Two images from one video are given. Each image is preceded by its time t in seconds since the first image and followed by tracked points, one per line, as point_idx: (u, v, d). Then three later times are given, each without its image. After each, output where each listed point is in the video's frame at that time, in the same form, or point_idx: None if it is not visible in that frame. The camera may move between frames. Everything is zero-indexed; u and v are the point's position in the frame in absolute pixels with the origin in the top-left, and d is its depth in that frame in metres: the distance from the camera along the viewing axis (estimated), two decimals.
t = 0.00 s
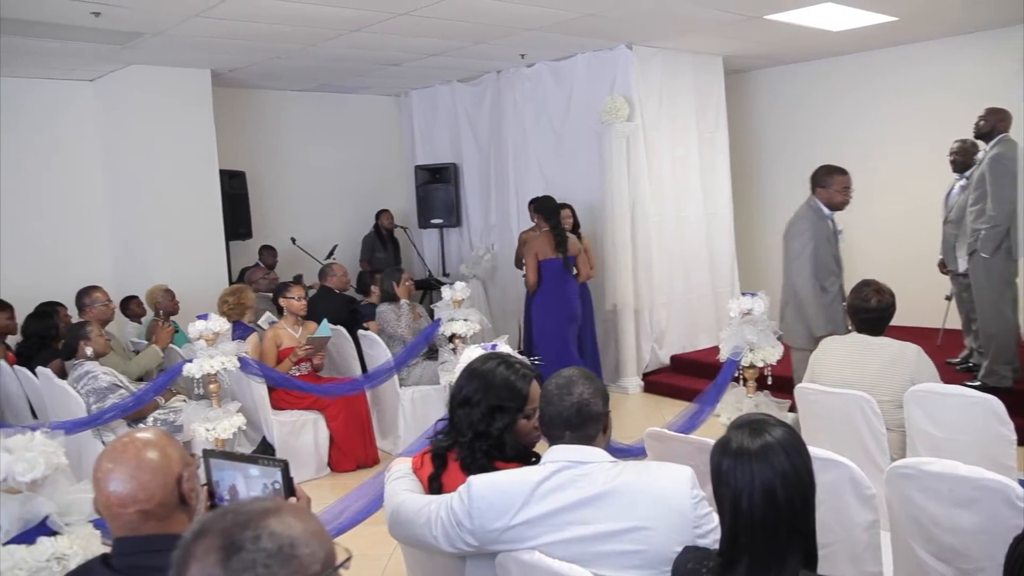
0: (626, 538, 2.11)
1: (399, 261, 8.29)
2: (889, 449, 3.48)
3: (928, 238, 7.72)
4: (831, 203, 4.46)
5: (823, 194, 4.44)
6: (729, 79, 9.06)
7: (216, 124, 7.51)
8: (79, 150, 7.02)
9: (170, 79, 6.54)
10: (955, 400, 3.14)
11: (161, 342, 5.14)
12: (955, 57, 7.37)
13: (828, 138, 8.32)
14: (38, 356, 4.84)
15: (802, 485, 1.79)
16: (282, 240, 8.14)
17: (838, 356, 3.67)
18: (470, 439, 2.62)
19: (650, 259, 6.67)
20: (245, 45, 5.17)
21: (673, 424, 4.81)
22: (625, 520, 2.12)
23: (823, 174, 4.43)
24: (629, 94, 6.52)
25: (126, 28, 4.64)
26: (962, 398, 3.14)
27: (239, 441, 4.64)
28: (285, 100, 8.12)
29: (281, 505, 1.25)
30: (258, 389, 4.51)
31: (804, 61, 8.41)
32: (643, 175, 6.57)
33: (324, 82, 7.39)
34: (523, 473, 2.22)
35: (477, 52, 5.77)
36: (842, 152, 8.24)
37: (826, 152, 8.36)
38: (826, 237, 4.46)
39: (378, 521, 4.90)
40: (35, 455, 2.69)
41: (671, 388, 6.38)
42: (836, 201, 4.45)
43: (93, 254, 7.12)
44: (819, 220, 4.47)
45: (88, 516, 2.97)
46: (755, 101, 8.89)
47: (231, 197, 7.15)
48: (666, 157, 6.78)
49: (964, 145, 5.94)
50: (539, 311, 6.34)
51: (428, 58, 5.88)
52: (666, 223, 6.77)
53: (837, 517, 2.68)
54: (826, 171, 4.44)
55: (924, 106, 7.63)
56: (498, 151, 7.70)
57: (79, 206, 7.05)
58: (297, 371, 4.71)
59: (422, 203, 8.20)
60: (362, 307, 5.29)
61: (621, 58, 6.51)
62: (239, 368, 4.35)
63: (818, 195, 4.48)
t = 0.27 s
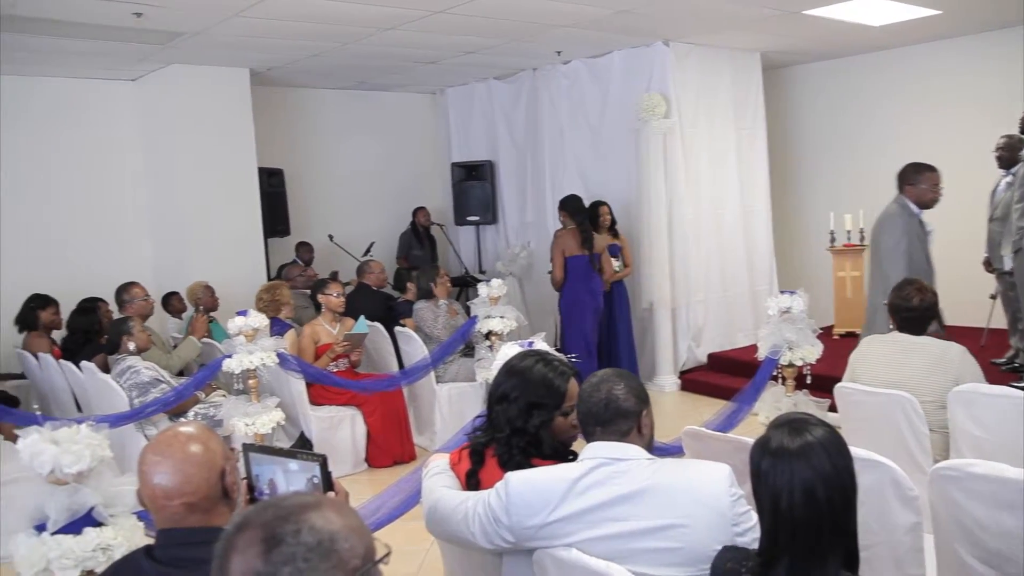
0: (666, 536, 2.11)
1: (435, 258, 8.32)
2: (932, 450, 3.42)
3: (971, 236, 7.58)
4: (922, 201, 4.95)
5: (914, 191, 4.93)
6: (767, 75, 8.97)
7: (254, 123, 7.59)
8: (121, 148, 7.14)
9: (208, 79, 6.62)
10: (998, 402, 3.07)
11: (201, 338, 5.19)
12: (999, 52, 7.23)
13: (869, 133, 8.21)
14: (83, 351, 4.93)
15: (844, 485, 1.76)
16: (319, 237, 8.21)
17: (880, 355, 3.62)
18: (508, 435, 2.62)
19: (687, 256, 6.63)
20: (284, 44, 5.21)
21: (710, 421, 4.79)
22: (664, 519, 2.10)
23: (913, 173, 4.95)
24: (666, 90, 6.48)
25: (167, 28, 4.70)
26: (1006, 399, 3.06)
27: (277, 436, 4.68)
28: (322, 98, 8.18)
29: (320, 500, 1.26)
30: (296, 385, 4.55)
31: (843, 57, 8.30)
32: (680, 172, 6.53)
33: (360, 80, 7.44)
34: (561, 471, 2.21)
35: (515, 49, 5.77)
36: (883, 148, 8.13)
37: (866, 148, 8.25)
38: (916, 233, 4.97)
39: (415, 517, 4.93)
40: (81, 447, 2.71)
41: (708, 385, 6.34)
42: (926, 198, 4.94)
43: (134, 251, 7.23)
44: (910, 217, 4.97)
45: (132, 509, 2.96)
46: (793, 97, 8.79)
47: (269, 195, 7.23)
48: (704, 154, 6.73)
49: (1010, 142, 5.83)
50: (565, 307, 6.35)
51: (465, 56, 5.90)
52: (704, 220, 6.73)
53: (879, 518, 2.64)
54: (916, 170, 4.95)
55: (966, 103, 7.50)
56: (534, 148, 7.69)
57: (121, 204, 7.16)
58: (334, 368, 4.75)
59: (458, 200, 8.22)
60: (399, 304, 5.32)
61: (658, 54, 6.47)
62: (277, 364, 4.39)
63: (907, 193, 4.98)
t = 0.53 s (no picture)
0: (702, 534, 2.09)
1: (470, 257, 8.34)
2: (975, 452, 3.36)
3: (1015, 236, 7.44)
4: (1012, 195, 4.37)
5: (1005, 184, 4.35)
6: (806, 72, 8.87)
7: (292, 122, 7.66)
8: (161, 147, 7.24)
9: (245, 78, 6.68)
10: None
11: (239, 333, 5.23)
12: None
13: (910, 131, 8.08)
14: (123, 346, 4.99)
15: (883, 488, 1.75)
16: (355, 235, 8.26)
17: (923, 356, 3.56)
18: (544, 432, 2.62)
19: (723, 255, 6.58)
20: (321, 43, 5.25)
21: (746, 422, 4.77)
22: (700, 517, 2.08)
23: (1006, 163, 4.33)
24: (703, 88, 6.43)
25: (207, 27, 4.76)
26: None
27: (313, 432, 4.71)
28: (358, 97, 8.23)
29: (359, 494, 1.26)
30: (332, 382, 4.61)
31: (884, 53, 8.18)
32: (716, 170, 6.48)
33: (396, 78, 7.47)
34: (596, 467, 2.19)
35: (552, 47, 5.76)
36: (924, 146, 8.00)
37: (907, 146, 8.13)
38: (1003, 228, 4.37)
39: (450, 514, 4.94)
40: (122, 442, 2.75)
41: (743, 385, 6.28)
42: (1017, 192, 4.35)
43: (173, 249, 7.33)
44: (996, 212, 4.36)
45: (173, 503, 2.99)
46: (833, 95, 8.69)
47: (306, 193, 7.30)
48: (741, 152, 6.68)
49: None
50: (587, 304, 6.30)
51: (501, 54, 5.91)
52: (741, 219, 6.67)
53: (921, 521, 2.59)
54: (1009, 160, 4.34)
55: (1010, 100, 7.35)
56: (570, 147, 7.69)
57: (161, 202, 7.27)
58: (369, 364, 4.76)
59: (493, 198, 8.24)
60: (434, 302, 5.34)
61: (695, 51, 6.43)
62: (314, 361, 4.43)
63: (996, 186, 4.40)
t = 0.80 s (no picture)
0: (752, 533, 2.07)
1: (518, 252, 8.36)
2: None
3: None
4: None
5: None
6: (860, 64, 8.71)
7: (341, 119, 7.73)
8: (214, 144, 7.36)
9: (294, 75, 6.75)
10: None
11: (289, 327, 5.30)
12: None
13: (968, 125, 7.89)
14: (178, 339, 5.09)
15: (935, 491, 1.70)
16: (403, 230, 8.32)
17: (982, 355, 3.48)
18: (595, 426, 2.60)
19: (774, 251, 6.50)
20: (371, 40, 5.29)
21: (796, 421, 4.70)
22: (751, 516, 2.06)
23: None
24: (754, 82, 6.36)
25: (260, 25, 4.82)
26: None
27: (362, 425, 4.74)
28: (405, 93, 8.27)
29: (409, 488, 1.21)
30: (382, 377, 4.64)
31: (941, 45, 8.00)
32: (767, 164, 6.40)
33: (444, 74, 7.50)
34: (645, 464, 2.17)
35: (600, 42, 5.73)
36: (982, 139, 7.81)
37: (965, 140, 7.93)
38: None
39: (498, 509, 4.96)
40: (179, 433, 2.81)
41: (794, 383, 6.19)
42: None
43: (226, 244, 7.45)
44: None
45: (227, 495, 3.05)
46: (887, 87, 8.52)
47: (355, 189, 7.38)
48: (793, 146, 6.59)
49: None
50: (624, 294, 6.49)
51: (550, 49, 5.89)
52: (792, 214, 6.59)
53: (980, 524, 2.53)
54: None
55: None
56: (618, 143, 7.64)
57: (214, 198, 7.39)
58: (418, 359, 4.80)
59: (541, 193, 8.22)
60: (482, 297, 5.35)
61: (746, 46, 6.34)
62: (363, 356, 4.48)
63: None
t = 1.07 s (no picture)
0: (800, 534, 2.04)
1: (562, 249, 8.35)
2: None
3: None
4: None
5: None
6: (910, 58, 8.56)
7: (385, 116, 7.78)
8: (260, 142, 7.46)
9: (337, 73, 6.80)
10: None
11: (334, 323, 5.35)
12: None
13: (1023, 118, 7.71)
14: (224, 334, 5.15)
15: (985, 495, 1.66)
16: (446, 227, 8.35)
17: None
18: (640, 423, 2.57)
19: (822, 248, 6.41)
20: (414, 37, 5.31)
21: (843, 421, 4.62)
22: (799, 517, 2.03)
23: None
24: (800, 77, 6.28)
25: (306, 24, 4.86)
26: None
27: (406, 421, 4.78)
28: (449, 90, 8.31)
29: (451, 483, 1.25)
30: (425, 373, 4.70)
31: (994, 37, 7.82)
32: (815, 160, 6.31)
33: (487, 71, 7.52)
34: (690, 462, 2.14)
35: (646, 38, 5.71)
36: None
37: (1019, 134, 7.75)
38: None
39: (541, 506, 4.96)
40: (228, 427, 2.85)
41: (841, 382, 6.10)
42: None
43: (272, 240, 7.55)
44: None
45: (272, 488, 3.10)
46: (938, 81, 8.35)
47: (400, 186, 7.42)
48: (840, 142, 6.49)
49: None
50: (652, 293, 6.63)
51: (594, 45, 5.87)
52: (841, 211, 6.50)
53: None
54: None
55: None
56: (663, 139, 7.59)
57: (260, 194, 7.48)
58: (462, 356, 4.83)
59: (584, 190, 8.19)
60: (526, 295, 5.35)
61: (793, 41, 6.28)
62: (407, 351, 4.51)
63: None
